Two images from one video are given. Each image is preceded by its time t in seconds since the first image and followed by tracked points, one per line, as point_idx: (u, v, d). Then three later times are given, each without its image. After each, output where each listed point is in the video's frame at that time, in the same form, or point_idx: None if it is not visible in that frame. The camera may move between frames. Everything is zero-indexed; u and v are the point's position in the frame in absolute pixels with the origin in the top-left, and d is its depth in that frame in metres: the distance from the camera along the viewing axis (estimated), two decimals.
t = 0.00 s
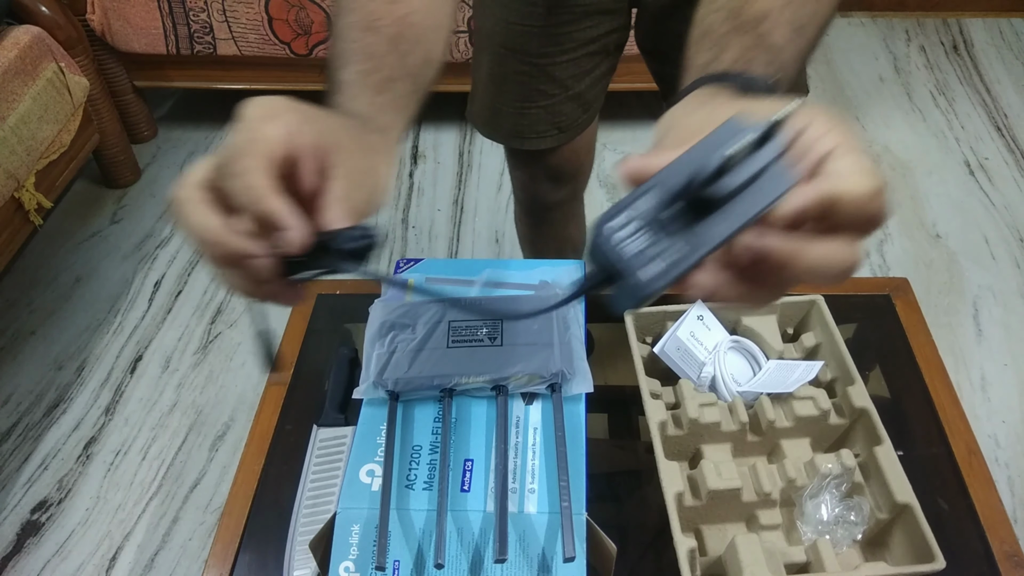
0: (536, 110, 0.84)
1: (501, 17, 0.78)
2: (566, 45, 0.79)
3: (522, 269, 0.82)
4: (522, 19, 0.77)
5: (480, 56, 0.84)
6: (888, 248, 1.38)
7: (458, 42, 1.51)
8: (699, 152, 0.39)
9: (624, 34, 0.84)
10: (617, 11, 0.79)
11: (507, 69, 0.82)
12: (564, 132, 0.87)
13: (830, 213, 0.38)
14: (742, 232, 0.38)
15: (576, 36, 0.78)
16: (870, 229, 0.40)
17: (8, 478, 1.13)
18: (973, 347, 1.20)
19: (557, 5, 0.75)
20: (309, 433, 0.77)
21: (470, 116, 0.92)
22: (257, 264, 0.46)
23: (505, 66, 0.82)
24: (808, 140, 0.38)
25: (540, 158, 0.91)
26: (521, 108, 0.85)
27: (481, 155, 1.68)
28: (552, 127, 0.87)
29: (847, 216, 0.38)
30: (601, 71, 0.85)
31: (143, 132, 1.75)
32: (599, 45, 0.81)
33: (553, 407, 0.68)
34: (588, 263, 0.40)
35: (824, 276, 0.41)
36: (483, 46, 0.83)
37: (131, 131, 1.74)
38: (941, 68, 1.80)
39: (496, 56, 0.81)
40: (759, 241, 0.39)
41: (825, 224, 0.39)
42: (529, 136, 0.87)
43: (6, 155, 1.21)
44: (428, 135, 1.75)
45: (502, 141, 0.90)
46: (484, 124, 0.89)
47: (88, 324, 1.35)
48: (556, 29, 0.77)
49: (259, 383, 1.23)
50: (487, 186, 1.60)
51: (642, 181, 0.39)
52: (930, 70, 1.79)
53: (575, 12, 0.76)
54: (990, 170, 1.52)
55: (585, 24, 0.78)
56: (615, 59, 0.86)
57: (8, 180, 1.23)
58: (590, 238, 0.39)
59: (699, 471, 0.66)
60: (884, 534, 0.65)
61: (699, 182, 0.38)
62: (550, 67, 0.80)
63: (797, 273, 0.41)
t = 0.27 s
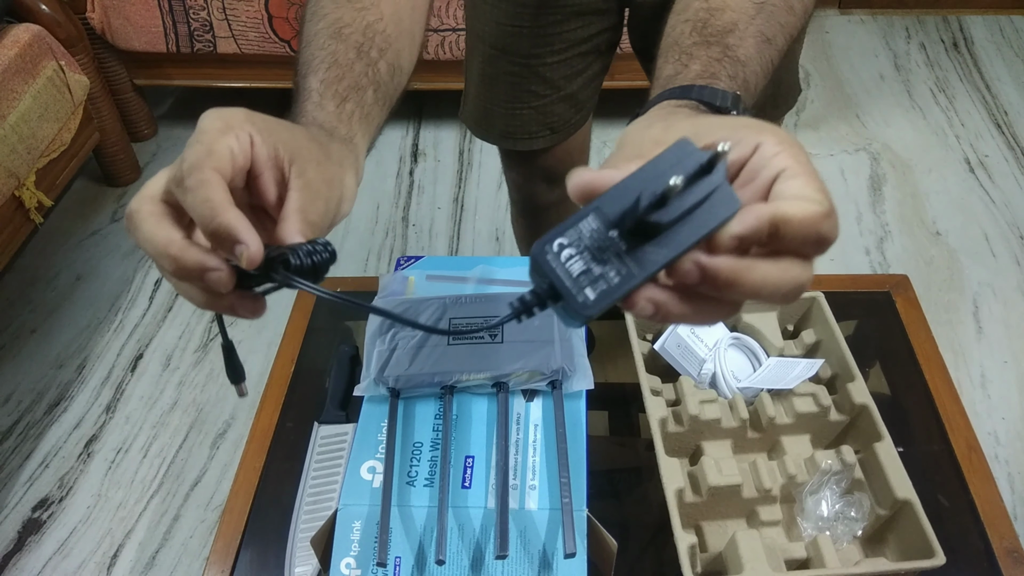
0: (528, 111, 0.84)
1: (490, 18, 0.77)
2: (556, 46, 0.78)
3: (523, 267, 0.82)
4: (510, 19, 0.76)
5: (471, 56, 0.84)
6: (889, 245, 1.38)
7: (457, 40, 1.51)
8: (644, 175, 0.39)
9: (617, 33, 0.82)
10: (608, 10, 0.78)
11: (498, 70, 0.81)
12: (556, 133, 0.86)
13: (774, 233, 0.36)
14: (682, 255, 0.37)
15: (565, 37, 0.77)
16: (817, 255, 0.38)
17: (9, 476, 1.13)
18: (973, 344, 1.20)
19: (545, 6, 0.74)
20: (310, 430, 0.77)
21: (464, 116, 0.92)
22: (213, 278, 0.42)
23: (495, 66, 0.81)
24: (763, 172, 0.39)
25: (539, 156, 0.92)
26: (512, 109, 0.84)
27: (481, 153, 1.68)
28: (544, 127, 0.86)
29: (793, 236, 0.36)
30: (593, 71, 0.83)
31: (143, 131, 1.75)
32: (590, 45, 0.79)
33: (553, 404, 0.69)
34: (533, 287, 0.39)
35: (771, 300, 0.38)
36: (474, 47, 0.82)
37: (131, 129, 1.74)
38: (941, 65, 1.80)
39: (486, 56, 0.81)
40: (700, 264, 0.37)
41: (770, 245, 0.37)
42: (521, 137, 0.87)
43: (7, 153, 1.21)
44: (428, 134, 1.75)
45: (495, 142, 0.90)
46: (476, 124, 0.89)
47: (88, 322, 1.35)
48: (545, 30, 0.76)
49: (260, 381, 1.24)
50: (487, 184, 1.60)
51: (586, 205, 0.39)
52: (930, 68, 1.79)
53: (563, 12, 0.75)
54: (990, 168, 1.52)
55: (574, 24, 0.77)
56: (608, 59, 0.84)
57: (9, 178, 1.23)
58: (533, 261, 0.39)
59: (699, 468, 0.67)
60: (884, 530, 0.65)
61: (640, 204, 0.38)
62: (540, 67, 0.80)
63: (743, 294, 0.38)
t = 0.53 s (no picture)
0: (527, 114, 0.84)
1: (488, 21, 0.77)
2: (553, 47, 0.78)
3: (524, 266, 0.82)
4: (506, 22, 0.76)
5: (469, 58, 0.84)
6: (889, 246, 1.38)
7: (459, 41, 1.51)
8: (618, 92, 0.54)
9: (614, 35, 0.82)
10: (604, 12, 0.78)
11: (495, 73, 0.81)
12: (555, 135, 0.86)
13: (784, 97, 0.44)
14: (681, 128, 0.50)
15: (562, 39, 0.77)
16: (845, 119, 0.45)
17: (10, 475, 1.13)
18: (973, 344, 1.21)
19: (541, 8, 0.74)
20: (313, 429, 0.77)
21: (462, 118, 0.92)
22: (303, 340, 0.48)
23: (493, 69, 0.81)
24: (762, 58, 0.45)
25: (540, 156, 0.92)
26: (510, 110, 0.84)
27: (482, 153, 1.69)
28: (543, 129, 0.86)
29: (798, 100, 0.44)
30: (591, 73, 0.83)
31: (144, 131, 1.75)
32: (587, 47, 0.80)
33: (555, 403, 0.69)
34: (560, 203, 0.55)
35: (798, 167, 0.46)
36: (472, 49, 0.82)
37: (133, 129, 1.74)
38: (942, 67, 1.80)
39: (483, 59, 0.81)
40: (720, 136, 0.47)
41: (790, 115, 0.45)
42: (519, 139, 0.87)
43: (9, 152, 1.22)
44: (429, 134, 1.75)
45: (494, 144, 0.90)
46: (474, 126, 0.89)
47: (90, 321, 1.35)
48: (542, 32, 0.76)
49: (261, 381, 1.24)
50: (488, 184, 1.60)
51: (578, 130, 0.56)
52: (930, 69, 1.79)
53: (560, 14, 0.75)
54: (991, 169, 1.52)
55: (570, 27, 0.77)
56: (606, 61, 0.84)
57: (11, 177, 1.24)
58: (555, 183, 0.54)
59: (700, 467, 0.67)
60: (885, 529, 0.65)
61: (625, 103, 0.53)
62: (537, 69, 0.80)
63: (767, 166, 0.47)
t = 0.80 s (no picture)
0: (527, 119, 0.81)
1: (487, 26, 0.76)
2: (553, 51, 0.77)
3: (525, 266, 0.82)
4: (506, 26, 0.75)
5: (466, 67, 0.82)
6: (890, 249, 1.38)
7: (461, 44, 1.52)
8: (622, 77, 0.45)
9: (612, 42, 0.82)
10: (602, 17, 0.77)
11: (495, 79, 0.79)
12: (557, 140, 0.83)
13: (789, 70, 0.44)
14: (700, 122, 0.43)
15: (562, 43, 0.76)
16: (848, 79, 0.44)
17: (11, 475, 1.13)
18: (974, 348, 1.21)
19: (541, 11, 0.74)
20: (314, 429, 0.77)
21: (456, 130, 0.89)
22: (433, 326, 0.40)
23: (492, 75, 0.79)
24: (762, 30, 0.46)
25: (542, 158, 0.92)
26: (510, 117, 0.82)
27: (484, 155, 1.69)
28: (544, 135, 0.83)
29: (804, 66, 0.44)
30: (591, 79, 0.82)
31: (147, 132, 1.76)
32: (586, 52, 0.79)
33: (556, 405, 0.69)
34: (582, 209, 0.42)
35: (823, 132, 0.43)
36: (469, 58, 0.81)
37: (135, 130, 1.75)
38: (943, 71, 1.80)
39: (482, 65, 0.79)
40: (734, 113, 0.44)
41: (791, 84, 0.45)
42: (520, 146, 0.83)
43: (12, 153, 1.22)
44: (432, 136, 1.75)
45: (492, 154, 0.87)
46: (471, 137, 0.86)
47: (92, 322, 1.35)
48: (542, 37, 0.75)
49: (262, 382, 1.24)
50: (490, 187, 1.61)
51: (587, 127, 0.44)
52: (932, 73, 1.79)
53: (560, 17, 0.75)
54: (992, 173, 1.52)
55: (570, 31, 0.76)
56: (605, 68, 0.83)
57: (13, 178, 1.24)
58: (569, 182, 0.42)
59: (701, 468, 0.67)
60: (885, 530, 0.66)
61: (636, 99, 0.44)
62: (536, 74, 0.78)
63: (791, 134, 0.43)
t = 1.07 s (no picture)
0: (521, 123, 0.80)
1: (480, 29, 0.71)
2: (547, 55, 0.73)
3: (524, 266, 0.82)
4: (501, 30, 0.71)
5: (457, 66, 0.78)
6: (887, 251, 1.39)
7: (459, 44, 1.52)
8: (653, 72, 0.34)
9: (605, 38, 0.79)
10: (598, 17, 0.74)
11: (489, 82, 0.76)
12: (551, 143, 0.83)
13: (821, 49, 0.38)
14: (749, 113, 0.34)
15: (556, 46, 0.73)
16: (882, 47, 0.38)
17: (7, 474, 1.13)
18: (970, 349, 1.21)
19: (534, 16, 0.70)
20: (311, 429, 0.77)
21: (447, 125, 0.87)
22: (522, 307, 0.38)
23: (484, 78, 0.76)
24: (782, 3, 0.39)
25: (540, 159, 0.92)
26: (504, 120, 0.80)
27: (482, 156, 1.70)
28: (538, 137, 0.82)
29: (839, 40, 0.38)
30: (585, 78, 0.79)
31: (145, 132, 1.76)
32: (581, 54, 0.75)
33: (553, 404, 0.69)
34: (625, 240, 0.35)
35: (870, 104, 0.37)
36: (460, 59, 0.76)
37: (133, 129, 1.75)
38: (940, 73, 1.81)
39: (474, 68, 0.75)
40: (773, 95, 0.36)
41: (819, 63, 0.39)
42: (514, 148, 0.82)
43: (9, 151, 1.22)
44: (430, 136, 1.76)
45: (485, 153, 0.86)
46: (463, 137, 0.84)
47: (89, 321, 1.35)
48: (536, 40, 0.72)
49: (259, 381, 1.24)
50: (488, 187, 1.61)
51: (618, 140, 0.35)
52: (929, 75, 1.80)
53: (555, 21, 0.71)
54: (989, 175, 1.53)
55: (564, 33, 0.73)
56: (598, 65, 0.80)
57: (11, 177, 1.24)
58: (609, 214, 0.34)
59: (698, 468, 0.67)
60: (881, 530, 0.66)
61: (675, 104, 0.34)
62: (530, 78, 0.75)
63: (837, 110, 0.37)
